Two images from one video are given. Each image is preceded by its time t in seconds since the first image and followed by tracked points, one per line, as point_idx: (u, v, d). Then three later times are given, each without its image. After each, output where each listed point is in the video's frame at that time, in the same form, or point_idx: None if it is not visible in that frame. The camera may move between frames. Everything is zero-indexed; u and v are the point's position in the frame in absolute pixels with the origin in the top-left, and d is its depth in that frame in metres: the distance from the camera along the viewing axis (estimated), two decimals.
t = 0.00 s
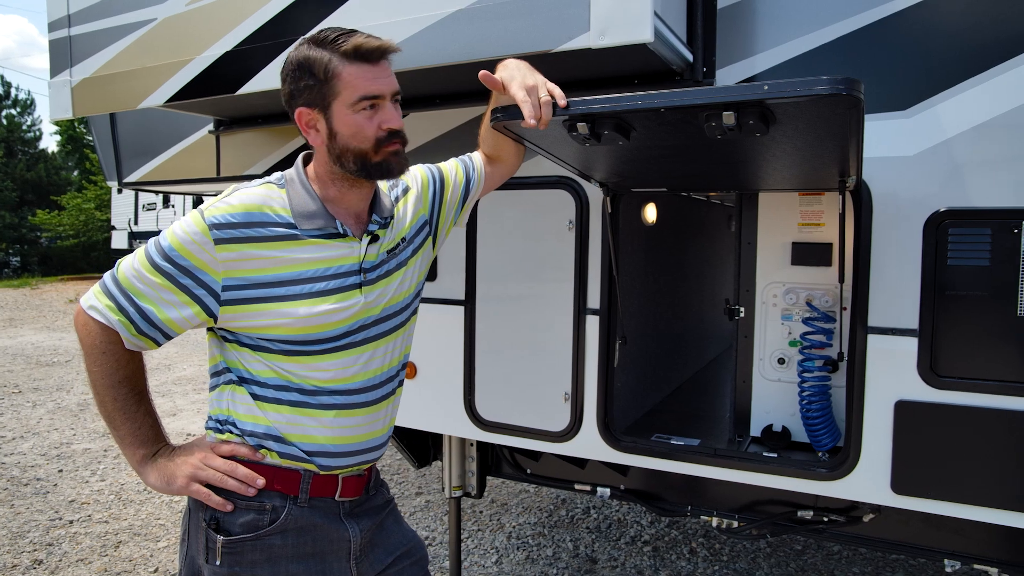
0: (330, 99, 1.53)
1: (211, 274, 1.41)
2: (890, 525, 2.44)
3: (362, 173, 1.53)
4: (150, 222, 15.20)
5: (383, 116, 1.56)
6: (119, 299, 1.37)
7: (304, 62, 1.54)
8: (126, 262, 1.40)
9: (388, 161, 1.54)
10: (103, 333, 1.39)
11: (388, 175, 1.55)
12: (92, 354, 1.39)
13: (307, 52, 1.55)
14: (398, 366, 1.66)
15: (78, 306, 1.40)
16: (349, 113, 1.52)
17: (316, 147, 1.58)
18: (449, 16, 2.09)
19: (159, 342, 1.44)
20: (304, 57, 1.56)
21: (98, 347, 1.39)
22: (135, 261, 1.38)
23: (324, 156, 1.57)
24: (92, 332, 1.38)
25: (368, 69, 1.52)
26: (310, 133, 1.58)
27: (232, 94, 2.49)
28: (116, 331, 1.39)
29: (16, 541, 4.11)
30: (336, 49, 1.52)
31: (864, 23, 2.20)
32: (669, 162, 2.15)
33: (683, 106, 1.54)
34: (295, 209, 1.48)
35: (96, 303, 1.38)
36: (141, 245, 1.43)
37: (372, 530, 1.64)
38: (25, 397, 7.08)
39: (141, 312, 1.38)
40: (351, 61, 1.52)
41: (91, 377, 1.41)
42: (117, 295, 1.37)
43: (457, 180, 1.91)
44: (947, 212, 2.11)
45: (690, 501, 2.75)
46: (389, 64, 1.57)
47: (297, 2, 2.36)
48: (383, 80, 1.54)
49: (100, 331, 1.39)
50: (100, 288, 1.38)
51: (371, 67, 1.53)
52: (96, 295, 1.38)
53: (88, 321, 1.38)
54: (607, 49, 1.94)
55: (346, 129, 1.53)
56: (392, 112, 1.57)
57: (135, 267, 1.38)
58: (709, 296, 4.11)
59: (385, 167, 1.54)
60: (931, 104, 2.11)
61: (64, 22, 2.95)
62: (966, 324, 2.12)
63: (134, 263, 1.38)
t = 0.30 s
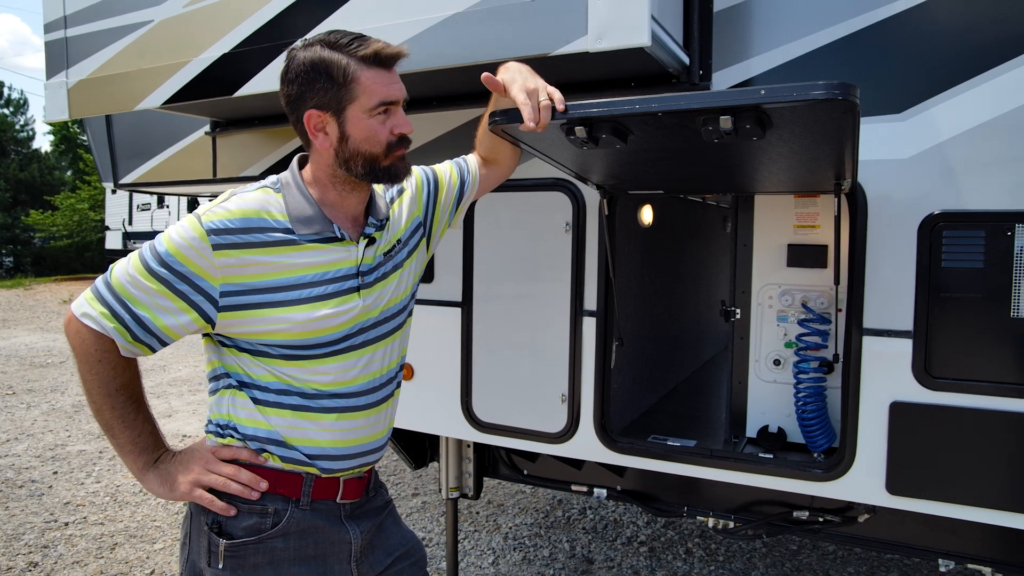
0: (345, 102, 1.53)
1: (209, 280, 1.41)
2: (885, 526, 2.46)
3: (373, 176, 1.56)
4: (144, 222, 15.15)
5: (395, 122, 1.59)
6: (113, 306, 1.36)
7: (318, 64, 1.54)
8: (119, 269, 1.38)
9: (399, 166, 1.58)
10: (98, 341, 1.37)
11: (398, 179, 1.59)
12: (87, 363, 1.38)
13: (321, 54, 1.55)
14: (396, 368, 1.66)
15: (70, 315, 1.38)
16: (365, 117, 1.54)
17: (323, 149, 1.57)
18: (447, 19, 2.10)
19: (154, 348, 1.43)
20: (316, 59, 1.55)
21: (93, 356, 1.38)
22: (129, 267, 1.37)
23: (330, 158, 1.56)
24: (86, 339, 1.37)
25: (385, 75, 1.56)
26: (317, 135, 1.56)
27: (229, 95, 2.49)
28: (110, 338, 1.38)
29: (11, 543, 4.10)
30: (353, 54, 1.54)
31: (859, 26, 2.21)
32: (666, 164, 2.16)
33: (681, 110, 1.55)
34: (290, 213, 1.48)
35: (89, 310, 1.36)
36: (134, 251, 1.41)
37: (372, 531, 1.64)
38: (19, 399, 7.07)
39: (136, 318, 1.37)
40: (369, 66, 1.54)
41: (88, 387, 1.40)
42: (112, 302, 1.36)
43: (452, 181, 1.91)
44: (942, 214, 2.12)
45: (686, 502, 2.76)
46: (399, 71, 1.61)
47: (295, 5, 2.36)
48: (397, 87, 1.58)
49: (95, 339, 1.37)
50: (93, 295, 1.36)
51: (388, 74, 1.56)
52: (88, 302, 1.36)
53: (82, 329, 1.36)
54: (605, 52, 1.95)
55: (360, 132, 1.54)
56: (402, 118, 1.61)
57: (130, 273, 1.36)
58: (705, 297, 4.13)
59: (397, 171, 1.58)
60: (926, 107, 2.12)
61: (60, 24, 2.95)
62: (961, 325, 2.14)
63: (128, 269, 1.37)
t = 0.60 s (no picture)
0: (347, 102, 1.61)
1: (214, 275, 1.46)
2: (866, 516, 2.53)
3: (372, 173, 1.62)
4: (138, 223, 15.17)
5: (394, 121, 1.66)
6: (122, 298, 1.42)
7: (321, 66, 1.61)
8: (129, 262, 1.44)
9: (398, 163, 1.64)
10: (107, 330, 1.44)
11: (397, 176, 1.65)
12: (96, 351, 1.44)
13: (323, 57, 1.63)
14: (393, 361, 1.73)
15: (81, 304, 1.44)
16: (365, 116, 1.61)
17: (326, 148, 1.63)
18: (442, 24, 2.16)
19: (161, 338, 1.49)
20: (319, 62, 1.63)
21: (102, 344, 1.44)
22: (138, 261, 1.43)
23: (333, 156, 1.63)
24: (96, 329, 1.43)
25: (385, 76, 1.63)
26: (319, 135, 1.63)
27: (228, 98, 2.55)
28: (120, 328, 1.44)
29: (10, 540, 4.14)
30: (354, 55, 1.61)
31: (841, 31, 2.29)
32: (652, 165, 2.24)
33: (664, 113, 1.62)
34: (294, 212, 1.54)
35: (100, 301, 1.42)
36: (143, 245, 1.48)
37: (369, 517, 1.69)
38: (14, 399, 7.10)
39: (144, 310, 1.43)
40: (369, 67, 1.62)
41: (97, 373, 1.46)
42: (122, 293, 1.42)
43: (449, 182, 1.98)
44: (919, 213, 2.20)
45: (675, 494, 2.84)
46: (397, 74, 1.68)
47: (293, 9, 2.43)
48: (396, 88, 1.65)
49: (105, 328, 1.43)
50: (103, 286, 1.42)
51: (387, 75, 1.64)
52: (99, 293, 1.43)
53: (92, 318, 1.43)
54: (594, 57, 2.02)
55: (360, 131, 1.61)
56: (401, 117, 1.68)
57: (138, 266, 1.43)
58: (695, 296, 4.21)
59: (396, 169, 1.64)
60: (904, 109, 2.20)
61: (62, 27, 3.00)
62: (937, 320, 2.22)
63: (137, 263, 1.43)
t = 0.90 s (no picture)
0: (342, 117, 1.70)
1: (210, 278, 1.56)
2: (828, 505, 2.67)
3: (361, 186, 1.72)
4: (118, 224, 15.10)
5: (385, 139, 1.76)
6: (122, 299, 1.51)
7: (321, 83, 1.70)
8: (129, 266, 1.53)
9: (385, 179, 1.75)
10: (108, 328, 1.53)
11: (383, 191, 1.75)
12: (98, 348, 1.53)
13: (323, 74, 1.72)
14: (377, 359, 1.82)
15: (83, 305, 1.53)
16: (358, 132, 1.70)
17: (319, 159, 1.72)
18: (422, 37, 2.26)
19: (158, 338, 1.58)
20: (319, 78, 1.71)
21: (104, 342, 1.53)
22: (138, 264, 1.53)
23: (326, 167, 1.72)
24: (97, 328, 1.52)
25: (380, 97, 1.73)
26: (314, 147, 1.72)
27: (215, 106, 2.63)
28: (120, 328, 1.53)
29: None
30: (353, 75, 1.71)
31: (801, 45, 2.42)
32: (623, 172, 2.35)
33: (630, 126, 1.74)
34: (284, 219, 1.64)
35: (101, 302, 1.51)
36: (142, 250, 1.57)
37: (355, 504, 1.78)
38: None
39: (143, 310, 1.52)
40: (366, 88, 1.71)
41: (98, 370, 1.55)
42: (123, 295, 1.51)
43: (429, 189, 2.08)
44: (874, 217, 2.33)
45: (649, 487, 2.96)
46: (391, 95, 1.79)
47: (279, 21, 2.52)
48: (390, 108, 1.75)
49: (105, 328, 1.52)
50: (104, 289, 1.51)
51: (382, 96, 1.74)
52: (100, 295, 1.52)
53: (94, 318, 1.52)
54: (566, 70, 2.14)
55: (353, 146, 1.70)
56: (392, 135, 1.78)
57: (138, 270, 1.52)
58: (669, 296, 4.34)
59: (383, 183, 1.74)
60: (859, 120, 2.34)
61: (51, 35, 3.07)
62: (890, 319, 2.36)
63: (137, 266, 1.52)
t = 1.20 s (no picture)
0: (339, 133, 1.81)
1: (200, 275, 1.66)
2: (775, 487, 2.86)
3: (345, 197, 1.85)
4: (75, 224, 14.81)
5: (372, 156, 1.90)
6: (116, 294, 1.61)
7: (326, 99, 1.81)
8: (122, 263, 1.63)
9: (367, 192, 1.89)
10: (102, 322, 1.62)
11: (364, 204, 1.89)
12: (92, 340, 1.63)
13: (327, 91, 1.82)
14: (353, 350, 1.94)
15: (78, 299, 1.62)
16: (352, 149, 1.83)
17: (309, 167, 1.83)
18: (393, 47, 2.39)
19: (149, 331, 1.67)
20: (322, 93, 1.82)
21: (99, 334, 1.63)
22: (131, 262, 1.62)
23: (314, 174, 1.83)
24: (92, 322, 1.62)
25: (375, 119, 1.86)
26: (308, 156, 1.82)
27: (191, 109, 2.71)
28: (113, 321, 1.63)
29: None
30: (355, 97, 1.83)
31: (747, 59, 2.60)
32: (583, 176, 2.51)
33: (588, 135, 1.89)
34: (270, 220, 1.75)
35: (96, 297, 1.61)
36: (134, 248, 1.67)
37: (333, 485, 1.90)
38: None
39: (135, 305, 1.62)
40: (366, 110, 1.84)
41: (91, 361, 1.65)
42: (117, 290, 1.61)
43: (400, 191, 2.21)
44: (815, 219, 2.53)
45: (609, 474, 3.12)
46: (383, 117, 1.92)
47: (255, 29, 2.61)
48: (382, 131, 1.89)
49: (99, 321, 1.62)
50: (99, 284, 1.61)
51: (378, 119, 1.87)
52: (95, 291, 1.61)
53: (88, 312, 1.61)
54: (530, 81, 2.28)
55: (345, 160, 1.82)
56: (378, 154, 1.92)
57: (131, 267, 1.62)
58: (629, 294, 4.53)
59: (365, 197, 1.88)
60: (800, 129, 2.53)
61: (24, 37, 3.12)
62: (828, 313, 2.56)
63: (130, 264, 1.62)
